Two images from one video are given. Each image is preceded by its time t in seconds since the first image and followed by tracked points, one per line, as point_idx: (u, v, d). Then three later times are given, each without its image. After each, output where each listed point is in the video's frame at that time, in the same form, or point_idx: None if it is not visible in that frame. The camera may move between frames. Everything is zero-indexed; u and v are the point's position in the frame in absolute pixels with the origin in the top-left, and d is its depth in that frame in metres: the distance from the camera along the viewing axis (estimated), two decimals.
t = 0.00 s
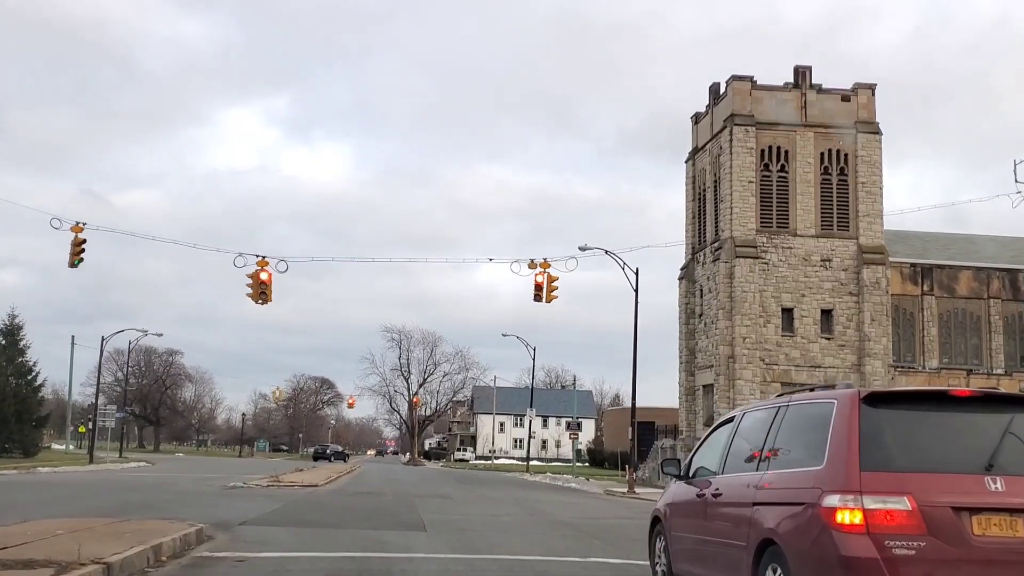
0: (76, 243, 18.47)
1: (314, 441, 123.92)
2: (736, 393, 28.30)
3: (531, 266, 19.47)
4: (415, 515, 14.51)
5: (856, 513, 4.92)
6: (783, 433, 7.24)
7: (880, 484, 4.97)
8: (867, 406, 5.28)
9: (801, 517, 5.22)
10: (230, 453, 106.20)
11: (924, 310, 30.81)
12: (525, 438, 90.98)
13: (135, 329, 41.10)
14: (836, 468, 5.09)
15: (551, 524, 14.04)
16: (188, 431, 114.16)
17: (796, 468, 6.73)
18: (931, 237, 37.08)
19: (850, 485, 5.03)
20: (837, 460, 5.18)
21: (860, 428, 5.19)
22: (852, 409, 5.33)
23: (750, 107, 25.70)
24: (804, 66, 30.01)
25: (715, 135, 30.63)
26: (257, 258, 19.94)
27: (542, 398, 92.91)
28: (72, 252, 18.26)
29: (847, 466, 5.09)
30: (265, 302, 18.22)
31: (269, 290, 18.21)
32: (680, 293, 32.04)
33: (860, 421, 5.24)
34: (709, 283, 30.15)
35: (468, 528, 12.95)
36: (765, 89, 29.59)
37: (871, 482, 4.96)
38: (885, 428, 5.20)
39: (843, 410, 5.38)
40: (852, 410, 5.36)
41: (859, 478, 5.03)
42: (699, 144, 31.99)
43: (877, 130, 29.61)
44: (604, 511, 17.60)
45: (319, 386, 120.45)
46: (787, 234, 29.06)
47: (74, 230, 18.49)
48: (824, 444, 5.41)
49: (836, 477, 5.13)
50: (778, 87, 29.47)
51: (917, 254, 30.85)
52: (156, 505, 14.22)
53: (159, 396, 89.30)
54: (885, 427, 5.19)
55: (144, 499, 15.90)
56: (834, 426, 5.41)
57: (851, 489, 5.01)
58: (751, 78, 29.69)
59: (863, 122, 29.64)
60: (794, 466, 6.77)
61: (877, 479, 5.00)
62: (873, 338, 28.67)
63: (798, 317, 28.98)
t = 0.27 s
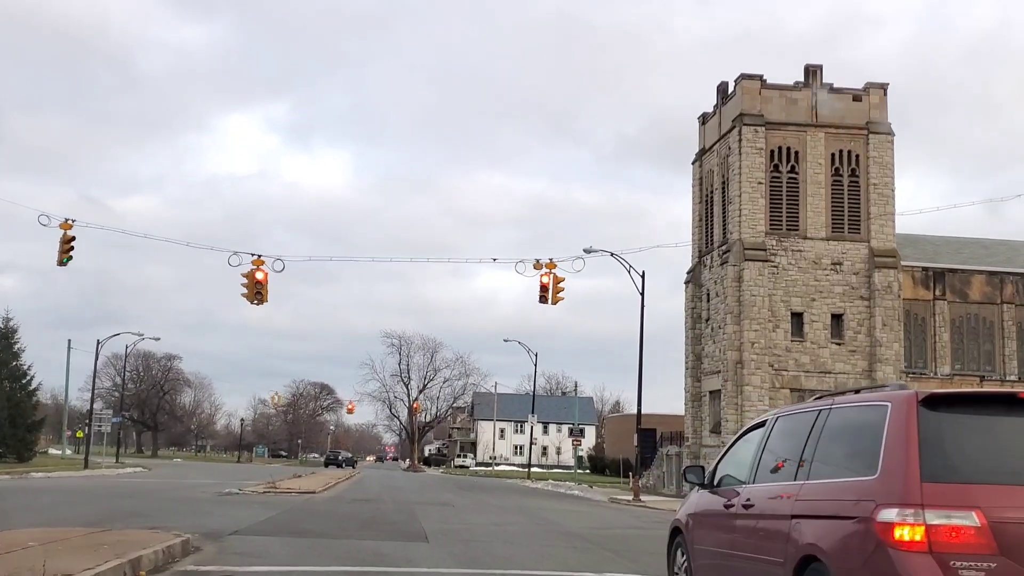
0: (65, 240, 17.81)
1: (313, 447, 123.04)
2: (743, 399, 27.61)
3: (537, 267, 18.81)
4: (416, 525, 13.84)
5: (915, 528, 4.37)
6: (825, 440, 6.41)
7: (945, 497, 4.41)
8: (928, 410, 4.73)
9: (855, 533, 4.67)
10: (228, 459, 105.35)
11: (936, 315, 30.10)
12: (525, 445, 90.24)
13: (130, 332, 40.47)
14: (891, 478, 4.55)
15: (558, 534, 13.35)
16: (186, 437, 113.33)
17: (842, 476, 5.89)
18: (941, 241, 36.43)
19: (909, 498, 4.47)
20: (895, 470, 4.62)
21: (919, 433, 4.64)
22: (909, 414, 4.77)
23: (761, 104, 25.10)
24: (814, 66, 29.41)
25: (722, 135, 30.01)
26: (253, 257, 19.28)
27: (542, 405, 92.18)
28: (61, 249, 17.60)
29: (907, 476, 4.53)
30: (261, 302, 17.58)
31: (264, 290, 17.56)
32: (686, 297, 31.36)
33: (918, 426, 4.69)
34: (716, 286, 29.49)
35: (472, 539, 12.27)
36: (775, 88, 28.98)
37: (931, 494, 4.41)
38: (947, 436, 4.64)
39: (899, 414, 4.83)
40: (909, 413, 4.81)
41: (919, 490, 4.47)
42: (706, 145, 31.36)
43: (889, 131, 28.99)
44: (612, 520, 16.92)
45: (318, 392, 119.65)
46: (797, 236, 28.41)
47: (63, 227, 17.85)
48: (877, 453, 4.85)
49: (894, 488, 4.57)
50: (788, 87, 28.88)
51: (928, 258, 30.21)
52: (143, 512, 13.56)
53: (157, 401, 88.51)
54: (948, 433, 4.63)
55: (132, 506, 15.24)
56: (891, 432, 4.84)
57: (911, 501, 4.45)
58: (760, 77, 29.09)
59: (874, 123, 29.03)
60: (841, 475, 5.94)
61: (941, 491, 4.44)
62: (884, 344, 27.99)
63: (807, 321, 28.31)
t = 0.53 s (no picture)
0: (52, 236, 17.19)
1: (311, 451, 122.28)
2: (749, 402, 27.01)
3: (540, 264, 18.19)
4: (415, 532, 13.22)
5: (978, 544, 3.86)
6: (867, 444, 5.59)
7: (1012, 505, 3.91)
8: (990, 408, 4.19)
9: (908, 545, 4.16)
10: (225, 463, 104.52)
11: (945, 317, 29.55)
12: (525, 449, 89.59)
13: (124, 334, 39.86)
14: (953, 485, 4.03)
15: (561, 542, 12.73)
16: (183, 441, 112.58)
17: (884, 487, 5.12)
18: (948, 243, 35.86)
19: (971, 508, 3.96)
20: (952, 474, 4.10)
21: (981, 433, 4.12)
22: (968, 413, 4.22)
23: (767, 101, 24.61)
24: (822, 63, 28.86)
25: (728, 134, 29.46)
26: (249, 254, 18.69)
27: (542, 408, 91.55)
28: (48, 245, 16.97)
29: (969, 482, 4.01)
30: (255, 300, 16.97)
31: (259, 287, 16.97)
32: (691, 298, 30.77)
33: (980, 425, 4.15)
34: (722, 287, 28.91)
35: (475, 548, 11.65)
36: (782, 85, 28.44)
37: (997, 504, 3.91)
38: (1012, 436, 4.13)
39: (958, 409, 4.30)
40: (970, 407, 4.26)
41: (983, 498, 3.96)
42: (711, 144, 30.81)
43: (898, 129, 28.44)
44: (618, 526, 16.31)
45: (316, 395, 118.97)
46: (804, 235, 27.86)
47: (51, 222, 17.23)
48: (931, 455, 4.32)
49: (951, 496, 4.05)
50: (795, 83, 28.35)
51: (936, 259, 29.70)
52: (129, 518, 12.94)
53: (153, 404, 87.70)
54: (1012, 435, 4.11)
55: (119, 512, 14.61)
56: (946, 429, 4.31)
57: (973, 510, 3.94)
58: (767, 73, 28.53)
59: (882, 120, 28.48)
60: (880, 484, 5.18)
61: (1007, 498, 3.94)
62: (893, 346, 27.42)
63: (815, 323, 27.71)
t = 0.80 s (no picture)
0: (41, 230, 16.66)
1: (309, 453, 121.67)
2: (755, 403, 26.52)
3: (544, 260, 17.64)
4: (415, 536, 12.70)
5: None
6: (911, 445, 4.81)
7: None
8: None
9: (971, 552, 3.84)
10: (223, 464, 103.89)
11: (954, 318, 29.06)
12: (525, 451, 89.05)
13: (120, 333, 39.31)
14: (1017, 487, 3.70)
15: (569, 548, 12.17)
16: (181, 442, 112.01)
17: (920, 491, 4.48)
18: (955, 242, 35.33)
19: None
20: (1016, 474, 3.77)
21: None
22: None
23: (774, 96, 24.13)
24: (829, 58, 28.37)
25: (733, 130, 28.96)
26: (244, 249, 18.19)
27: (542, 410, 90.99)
28: (37, 240, 16.44)
29: None
30: (250, 297, 16.45)
31: (254, 284, 16.46)
32: (695, 297, 30.26)
33: None
34: (727, 287, 28.40)
35: (478, 553, 11.13)
36: (788, 81, 27.94)
37: None
38: None
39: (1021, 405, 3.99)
40: None
41: None
42: (716, 141, 30.30)
43: (906, 126, 27.95)
44: (624, 531, 15.78)
45: (315, 396, 118.40)
46: (811, 234, 27.37)
47: (40, 216, 16.70)
48: (994, 460, 3.98)
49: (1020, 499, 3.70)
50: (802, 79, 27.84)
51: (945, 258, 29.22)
52: (117, 521, 12.41)
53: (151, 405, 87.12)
54: None
55: (108, 515, 14.09)
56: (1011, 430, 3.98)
57: None
58: (773, 69, 28.02)
59: (891, 117, 27.98)
60: (919, 486, 4.53)
61: None
62: (902, 346, 26.91)
63: (822, 323, 27.22)
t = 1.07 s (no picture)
0: (34, 227, 16.22)
1: (310, 456, 121.14)
2: (763, 406, 26.06)
3: (549, 258, 17.19)
4: (418, 542, 12.24)
5: None
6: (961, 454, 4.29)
7: None
8: None
9: None
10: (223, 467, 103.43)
11: (964, 319, 28.60)
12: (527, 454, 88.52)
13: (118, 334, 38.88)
14: None
15: (577, 554, 11.70)
16: (181, 445, 111.53)
17: (970, 500, 4.02)
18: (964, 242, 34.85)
19: None
20: None
21: None
22: None
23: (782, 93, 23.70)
24: (837, 55, 27.92)
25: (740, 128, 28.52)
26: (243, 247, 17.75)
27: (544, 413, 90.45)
28: (30, 236, 16.01)
29: None
30: (248, 295, 16.00)
31: (252, 282, 16.02)
32: (701, 298, 29.80)
33: None
34: (734, 287, 27.96)
35: (483, 561, 10.65)
36: (796, 78, 27.48)
37: None
38: None
39: None
40: None
41: None
42: (722, 140, 29.86)
43: (915, 124, 27.49)
44: (632, 536, 15.32)
45: (316, 399, 117.92)
46: (819, 234, 26.91)
47: (33, 212, 16.27)
48: None
49: None
50: (810, 76, 27.39)
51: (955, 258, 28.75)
52: (110, 526, 11.95)
53: (151, 408, 86.65)
54: None
55: (101, 519, 13.67)
56: None
57: None
58: (780, 66, 27.57)
59: (900, 115, 27.53)
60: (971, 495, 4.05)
61: None
62: (912, 348, 26.42)
63: (831, 324, 26.76)
